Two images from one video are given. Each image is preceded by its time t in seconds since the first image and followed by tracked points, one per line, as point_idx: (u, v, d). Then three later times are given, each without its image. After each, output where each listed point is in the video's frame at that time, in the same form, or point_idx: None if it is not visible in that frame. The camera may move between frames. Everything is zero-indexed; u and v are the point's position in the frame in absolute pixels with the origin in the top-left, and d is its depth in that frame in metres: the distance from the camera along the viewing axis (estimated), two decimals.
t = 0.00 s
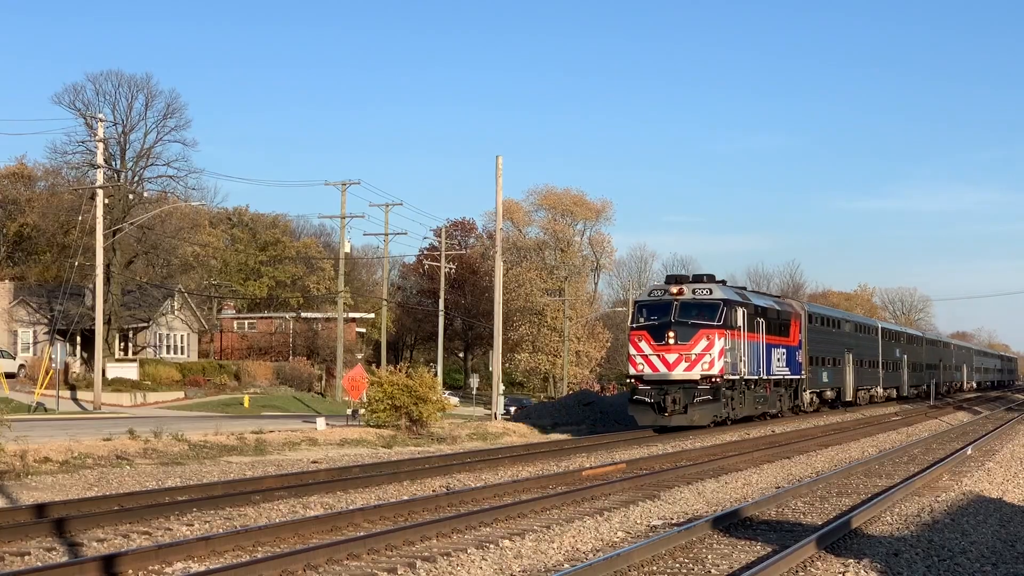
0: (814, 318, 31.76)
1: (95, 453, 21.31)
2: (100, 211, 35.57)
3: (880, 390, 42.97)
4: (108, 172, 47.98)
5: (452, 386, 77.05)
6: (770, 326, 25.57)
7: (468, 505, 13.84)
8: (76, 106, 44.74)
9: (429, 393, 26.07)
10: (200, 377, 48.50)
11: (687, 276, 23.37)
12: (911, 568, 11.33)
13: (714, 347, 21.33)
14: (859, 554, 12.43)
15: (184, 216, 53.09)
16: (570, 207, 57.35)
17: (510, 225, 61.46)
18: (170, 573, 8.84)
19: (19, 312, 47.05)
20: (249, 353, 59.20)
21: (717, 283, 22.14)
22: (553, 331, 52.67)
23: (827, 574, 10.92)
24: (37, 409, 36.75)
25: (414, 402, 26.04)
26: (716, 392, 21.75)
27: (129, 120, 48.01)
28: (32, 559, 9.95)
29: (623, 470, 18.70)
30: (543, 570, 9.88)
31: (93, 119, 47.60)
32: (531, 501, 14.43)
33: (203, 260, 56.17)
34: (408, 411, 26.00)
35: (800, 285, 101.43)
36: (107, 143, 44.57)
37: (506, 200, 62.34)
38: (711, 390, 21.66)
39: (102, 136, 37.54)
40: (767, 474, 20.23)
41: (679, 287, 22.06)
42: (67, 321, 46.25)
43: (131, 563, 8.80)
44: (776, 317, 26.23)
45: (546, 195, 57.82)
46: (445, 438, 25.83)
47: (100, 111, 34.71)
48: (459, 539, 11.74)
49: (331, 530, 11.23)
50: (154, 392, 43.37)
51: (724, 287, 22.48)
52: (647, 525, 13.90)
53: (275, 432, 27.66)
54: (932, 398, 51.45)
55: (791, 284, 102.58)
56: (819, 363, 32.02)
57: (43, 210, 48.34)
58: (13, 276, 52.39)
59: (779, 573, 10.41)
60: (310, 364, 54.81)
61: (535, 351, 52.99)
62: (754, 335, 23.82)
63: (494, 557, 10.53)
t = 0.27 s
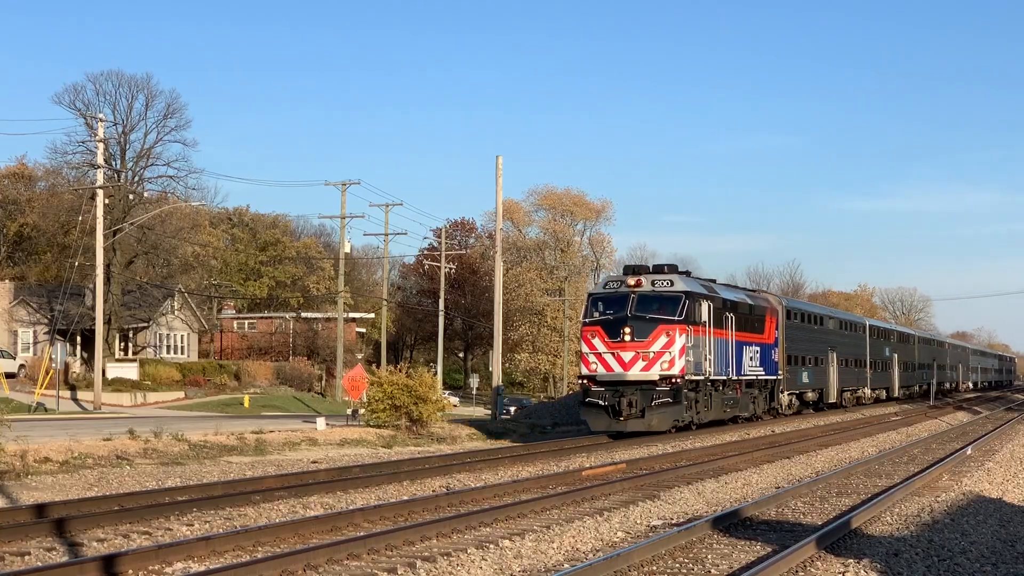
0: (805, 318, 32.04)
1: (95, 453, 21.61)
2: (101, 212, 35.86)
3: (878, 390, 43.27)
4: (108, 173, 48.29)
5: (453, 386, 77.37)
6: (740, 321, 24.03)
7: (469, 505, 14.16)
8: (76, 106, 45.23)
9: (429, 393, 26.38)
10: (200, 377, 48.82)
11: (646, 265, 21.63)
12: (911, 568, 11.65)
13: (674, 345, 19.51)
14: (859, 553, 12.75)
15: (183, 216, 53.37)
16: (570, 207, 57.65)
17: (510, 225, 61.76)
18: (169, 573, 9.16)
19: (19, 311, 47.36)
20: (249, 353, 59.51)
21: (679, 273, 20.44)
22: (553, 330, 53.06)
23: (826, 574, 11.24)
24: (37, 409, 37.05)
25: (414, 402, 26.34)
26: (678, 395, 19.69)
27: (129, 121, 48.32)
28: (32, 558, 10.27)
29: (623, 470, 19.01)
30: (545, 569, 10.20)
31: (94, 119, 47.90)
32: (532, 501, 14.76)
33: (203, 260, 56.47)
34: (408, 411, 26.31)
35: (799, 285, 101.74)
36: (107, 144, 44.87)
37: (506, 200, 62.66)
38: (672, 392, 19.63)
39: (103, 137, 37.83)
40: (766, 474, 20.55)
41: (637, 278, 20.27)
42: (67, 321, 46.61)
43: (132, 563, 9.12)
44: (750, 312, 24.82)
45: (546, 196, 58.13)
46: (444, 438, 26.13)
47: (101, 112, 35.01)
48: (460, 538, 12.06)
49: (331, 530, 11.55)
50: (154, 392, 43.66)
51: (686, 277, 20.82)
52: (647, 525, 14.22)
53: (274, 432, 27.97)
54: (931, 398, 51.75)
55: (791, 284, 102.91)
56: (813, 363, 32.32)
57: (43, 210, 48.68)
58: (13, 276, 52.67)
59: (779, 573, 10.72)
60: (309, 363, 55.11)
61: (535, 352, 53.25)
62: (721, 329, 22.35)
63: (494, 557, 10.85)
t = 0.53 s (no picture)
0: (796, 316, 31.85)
1: (95, 453, 21.54)
2: (100, 212, 35.79)
3: (878, 389, 43.18)
4: (108, 172, 48.26)
5: (453, 386, 77.29)
6: (701, 312, 22.50)
7: (468, 505, 14.09)
8: (76, 106, 45.44)
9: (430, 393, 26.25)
10: (200, 377, 48.74)
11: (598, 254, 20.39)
12: (911, 568, 11.59)
13: (624, 341, 18.27)
14: (859, 553, 12.69)
15: (183, 216, 53.32)
16: (571, 207, 57.59)
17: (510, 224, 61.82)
18: (169, 573, 9.11)
19: (19, 311, 47.29)
20: (249, 353, 59.44)
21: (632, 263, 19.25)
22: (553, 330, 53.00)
23: (826, 574, 11.18)
24: (37, 409, 36.98)
25: (415, 402, 26.22)
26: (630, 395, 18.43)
27: (129, 121, 48.28)
28: (32, 558, 10.23)
29: (622, 470, 18.92)
30: (543, 569, 10.13)
31: (94, 119, 47.85)
32: (532, 501, 14.70)
33: (203, 259, 56.41)
34: (408, 411, 26.19)
35: (800, 285, 101.69)
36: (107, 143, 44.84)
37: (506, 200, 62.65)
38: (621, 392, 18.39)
39: (102, 136, 37.77)
40: (767, 474, 20.47)
41: (585, 268, 19.09)
42: (67, 320, 46.45)
43: (131, 563, 9.08)
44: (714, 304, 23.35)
45: (546, 195, 58.08)
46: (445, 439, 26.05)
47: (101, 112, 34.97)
48: (459, 539, 11.99)
49: (331, 530, 11.49)
50: (154, 392, 43.58)
51: (642, 266, 19.62)
52: (647, 525, 14.16)
53: (274, 432, 27.88)
54: (932, 398, 51.67)
55: (791, 284, 102.86)
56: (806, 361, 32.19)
57: (43, 210, 48.69)
58: (13, 276, 52.61)
59: (779, 573, 10.66)
60: (309, 363, 55.03)
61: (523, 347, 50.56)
62: (682, 324, 21.05)
63: (493, 557, 10.78)
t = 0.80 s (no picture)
0: (795, 316, 32.06)
1: (95, 453, 21.92)
2: (101, 214, 36.10)
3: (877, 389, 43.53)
4: (108, 173, 48.62)
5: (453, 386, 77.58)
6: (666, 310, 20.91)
7: (468, 506, 14.48)
8: (76, 107, 46.91)
9: (429, 393, 26.49)
10: (200, 377, 49.06)
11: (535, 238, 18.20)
12: (910, 568, 12.00)
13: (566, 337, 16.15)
14: (859, 553, 13.10)
15: (183, 216, 53.66)
16: (570, 207, 57.91)
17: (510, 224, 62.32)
18: (169, 573, 9.51)
19: (19, 311, 47.59)
20: (249, 353, 59.77)
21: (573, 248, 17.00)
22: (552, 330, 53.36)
23: (826, 573, 11.59)
24: (37, 409, 37.30)
25: (414, 401, 26.44)
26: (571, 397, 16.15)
27: (129, 122, 48.59)
28: (33, 558, 10.64)
29: (622, 470, 19.27)
30: (544, 569, 10.51)
31: (94, 120, 48.15)
32: (533, 502, 15.09)
33: (203, 259, 56.74)
34: (408, 409, 26.43)
35: (800, 285, 101.99)
36: (107, 144, 45.19)
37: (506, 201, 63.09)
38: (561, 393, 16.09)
39: (103, 138, 38.07)
40: (767, 474, 20.86)
41: (522, 254, 16.73)
42: (68, 320, 47.06)
43: (132, 563, 9.48)
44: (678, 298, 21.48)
45: (546, 196, 58.40)
46: (443, 439, 26.45)
47: (102, 113, 35.28)
48: (460, 538, 12.40)
49: (330, 530, 11.88)
50: (154, 392, 43.92)
51: (588, 253, 17.58)
52: (647, 525, 14.56)
53: (274, 431, 28.24)
54: (931, 397, 52.02)
55: (792, 284, 103.11)
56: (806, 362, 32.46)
57: (44, 210, 49.54)
58: (14, 276, 52.94)
59: (778, 573, 11.07)
60: (309, 364, 55.34)
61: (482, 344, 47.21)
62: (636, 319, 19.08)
63: (494, 557, 11.17)
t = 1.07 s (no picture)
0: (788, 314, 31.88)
1: (95, 453, 21.65)
2: (101, 212, 35.80)
3: (877, 389, 43.34)
4: (108, 172, 48.41)
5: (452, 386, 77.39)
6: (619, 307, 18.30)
7: (467, 505, 14.21)
8: (76, 105, 46.88)
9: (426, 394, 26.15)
10: (199, 377, 48.79)
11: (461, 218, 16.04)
12: (911, 568, 11.73)
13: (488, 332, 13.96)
14: (859, 553, 12.84)
15: (183, 216, 53.43)
16: (570, 207, 57.70)
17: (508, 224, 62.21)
18: (169, 573, 9.24)
19: (19, 311, 47.42)
20: (249, 353, 59.55)
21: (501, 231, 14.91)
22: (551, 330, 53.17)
23: (826, 573, 11.33)
24: (37, 409, 37.04)
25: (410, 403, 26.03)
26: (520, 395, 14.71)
27: (129, 121, 48.38)
28: (32, 558, 10.33)
29: (622, 470, 18.96)
30: (544, 570, 10.27)
31: (94, 119, 47.93)
32: (531, 501, 14.84)
33: (202, 259, 56.52)
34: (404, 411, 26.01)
35: (800, 285, 101.85)
36: (107, 144, 45.00)
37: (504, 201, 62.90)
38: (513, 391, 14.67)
39: (102, 137, 37.84)
40: (767, 474, 20.63)
41: (441, 236, 14.66)
42: (67, 321, 46.51)
43: (131, 563, 9.19)
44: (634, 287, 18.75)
45: (546, 195, 58.17)
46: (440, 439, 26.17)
47: (101, 112, 35.06)
48: (459, 538, 12.14)
49: (330, 530, 11.60)
50: (154, 392, 43.59)
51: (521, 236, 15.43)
52: (647, 525, 14.31)
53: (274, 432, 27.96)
54: (931, 398, 51.84)
55: (791, 284, 102.93)
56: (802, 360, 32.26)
57: (43, 211, 49.25)
58: (13, 276, 52.71)
59: (780, 573, 10.82)
60: (309, 364, 55.09)
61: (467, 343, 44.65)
62: (576, 313, 16.45)
63: (494, 557, 10.92)
